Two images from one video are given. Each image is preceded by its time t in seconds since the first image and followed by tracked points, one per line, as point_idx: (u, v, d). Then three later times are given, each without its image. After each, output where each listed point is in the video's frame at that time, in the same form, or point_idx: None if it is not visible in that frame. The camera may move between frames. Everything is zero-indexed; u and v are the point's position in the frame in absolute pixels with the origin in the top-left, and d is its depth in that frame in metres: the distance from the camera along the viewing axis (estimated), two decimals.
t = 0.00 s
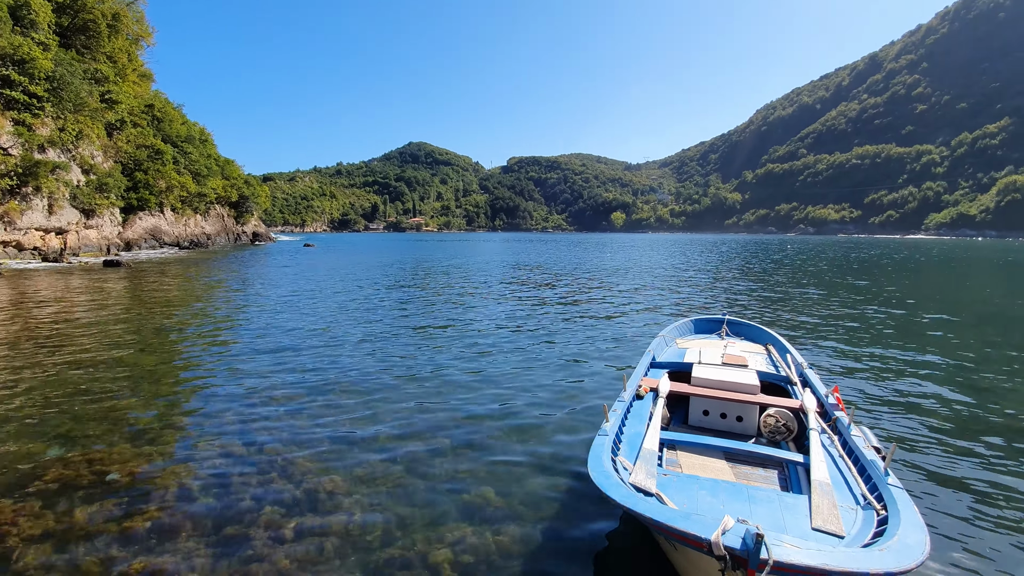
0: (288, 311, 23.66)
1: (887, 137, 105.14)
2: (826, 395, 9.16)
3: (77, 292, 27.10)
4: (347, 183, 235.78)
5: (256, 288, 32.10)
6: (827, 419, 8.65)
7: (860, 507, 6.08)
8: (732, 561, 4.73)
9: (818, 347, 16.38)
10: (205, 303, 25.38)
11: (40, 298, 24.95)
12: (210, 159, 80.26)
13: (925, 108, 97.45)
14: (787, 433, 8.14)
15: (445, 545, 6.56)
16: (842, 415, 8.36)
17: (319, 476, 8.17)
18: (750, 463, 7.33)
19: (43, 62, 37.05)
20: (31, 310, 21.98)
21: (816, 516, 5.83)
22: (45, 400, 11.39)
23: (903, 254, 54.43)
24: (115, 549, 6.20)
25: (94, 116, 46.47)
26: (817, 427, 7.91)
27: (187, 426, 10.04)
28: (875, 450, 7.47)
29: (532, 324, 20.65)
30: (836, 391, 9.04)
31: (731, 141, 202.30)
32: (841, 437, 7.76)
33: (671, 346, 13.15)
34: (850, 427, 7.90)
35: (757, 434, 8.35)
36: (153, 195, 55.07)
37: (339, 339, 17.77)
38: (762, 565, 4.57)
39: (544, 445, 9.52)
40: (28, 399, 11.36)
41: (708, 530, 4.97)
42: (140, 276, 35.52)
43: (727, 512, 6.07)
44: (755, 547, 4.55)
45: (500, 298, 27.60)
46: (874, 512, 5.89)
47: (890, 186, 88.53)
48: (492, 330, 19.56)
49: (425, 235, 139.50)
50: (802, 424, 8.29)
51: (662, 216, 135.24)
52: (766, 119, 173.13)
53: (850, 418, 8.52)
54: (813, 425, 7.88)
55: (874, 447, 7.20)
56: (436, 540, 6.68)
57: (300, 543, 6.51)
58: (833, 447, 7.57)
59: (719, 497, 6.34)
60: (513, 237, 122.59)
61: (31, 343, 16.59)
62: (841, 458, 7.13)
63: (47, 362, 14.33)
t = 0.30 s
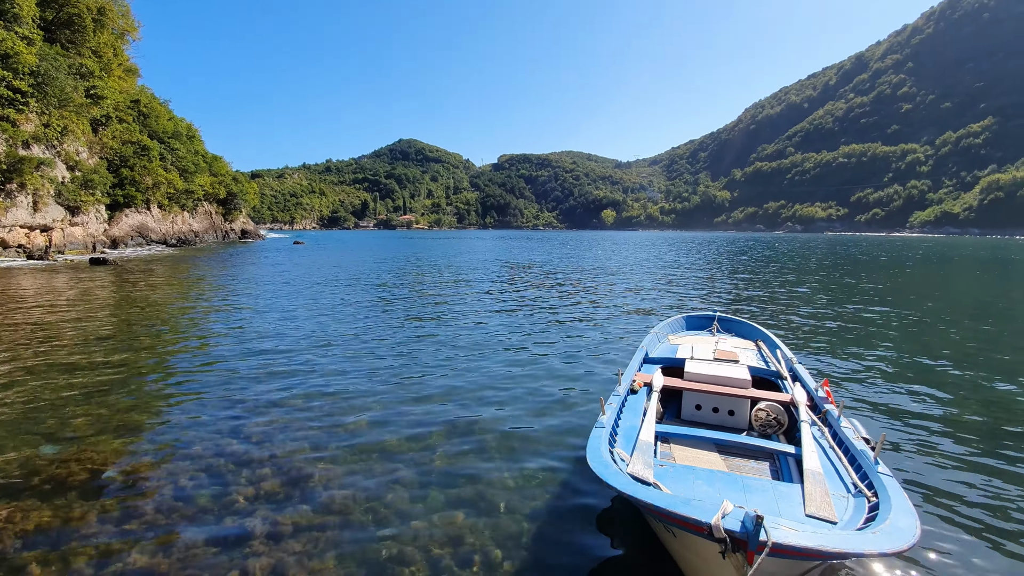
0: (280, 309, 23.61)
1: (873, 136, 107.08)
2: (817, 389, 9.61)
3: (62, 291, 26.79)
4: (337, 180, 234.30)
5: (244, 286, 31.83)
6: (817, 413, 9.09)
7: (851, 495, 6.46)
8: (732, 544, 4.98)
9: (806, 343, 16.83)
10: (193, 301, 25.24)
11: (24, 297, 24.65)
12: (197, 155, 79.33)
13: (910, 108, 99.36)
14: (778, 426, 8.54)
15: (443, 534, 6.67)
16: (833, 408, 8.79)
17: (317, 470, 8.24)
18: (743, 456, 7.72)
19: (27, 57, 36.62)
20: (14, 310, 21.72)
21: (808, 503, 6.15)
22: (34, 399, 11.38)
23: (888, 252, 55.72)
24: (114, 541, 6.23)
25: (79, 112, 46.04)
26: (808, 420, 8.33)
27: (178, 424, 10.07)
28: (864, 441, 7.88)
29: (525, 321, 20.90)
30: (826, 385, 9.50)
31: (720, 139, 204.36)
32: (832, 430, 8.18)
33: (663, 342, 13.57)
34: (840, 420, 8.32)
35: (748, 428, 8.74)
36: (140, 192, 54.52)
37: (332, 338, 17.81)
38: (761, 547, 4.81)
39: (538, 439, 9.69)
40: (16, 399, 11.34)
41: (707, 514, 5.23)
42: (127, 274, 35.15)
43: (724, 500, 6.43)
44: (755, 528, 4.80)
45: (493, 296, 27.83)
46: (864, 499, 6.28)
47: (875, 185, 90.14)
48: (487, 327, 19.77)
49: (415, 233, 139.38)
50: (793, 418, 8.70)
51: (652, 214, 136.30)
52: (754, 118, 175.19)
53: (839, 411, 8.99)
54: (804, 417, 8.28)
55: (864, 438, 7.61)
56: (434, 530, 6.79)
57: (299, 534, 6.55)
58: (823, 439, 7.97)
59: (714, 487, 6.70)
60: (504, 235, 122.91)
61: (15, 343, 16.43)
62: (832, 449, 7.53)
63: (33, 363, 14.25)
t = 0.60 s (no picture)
0: (268, 309, 23.53)
1: (857, 136, 109.23)
2: (803, 382, 10.27)
3: (41, 291, 26.30)
4: (325, 177, 232.59)
5: (232, 284, 31.64)
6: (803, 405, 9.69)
7: (837, 482, 6.92)
8: (725, 527, 5.10)
9: (790, 341, 17.35)
10: (178, 301, 25.01)
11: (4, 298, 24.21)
12: (181, 151, 78.05)
13: (894, 108, 101.55)
14: (765, 419, 9.05)
15: (437, 530, 6.75)
16: (817, 399, 9.37)
17: (310, 467, 8.28)
18: (732, 448, 8.19)
19: (9, 52, 36.24)
20: None
21: (797, 491, 6.53)
22: (19, 401, 11.29)
23: (872, 250, 57.10)
24: (108, 542, 6.21)
25: (60, 107, 45.47)
26: (794, 411, 8.87)
27: (171, 422, 10.12)
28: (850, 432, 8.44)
29: (517, 320, 21.20)
30: (812, 378, 10.14)
31: (707, 138, 206.73)
32: (817, 422, 8.75)
33: (653, 339, 14.12)
34: (826, 411, 8.87)
35: (736, 421, 9.25)
36: (123, 188, 53.77)
37: (324, 338, 17.86)
38: (752, 529, 4.95)
39: (531, 434, 9.82)
40: None
41: (700, 500, 5.33)
42: (111, 273, 34.62)
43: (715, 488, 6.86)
44: (748, 512, 4.91)
45: (483, 294, 28.08)
46: (851, 486, 6.73)
47: (860, 183, 92.03)
48: (478, 326, 20.00)
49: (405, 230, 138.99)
50: (779, 410, 9.26)
51: (641, 212, 137.41)
52: (741, 117, 177.57)
53: (823, 403, 9.59)
54: (791, 409, 8.80)
55: (848, 429, 8.18)
56: (429, 526, 6.86)
57: (294, 532, 6.59)
58: (810, 431, 8.47)
59: (705, 477, 7.05)
60: (495, 233, 123.17)
61: None
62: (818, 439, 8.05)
63: (14, 365, 14.07)
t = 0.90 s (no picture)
0: (256, 309, 23.39)
1: (840, 136, 111.47)
2: (788, 376, 10.92)
3: (20, 292, 25.82)
4: (311, 175, 230.67)
5: (217, 284, 31.31)
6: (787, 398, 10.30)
7: (822, 473, 7.29)
8: (714, 518, 5.14)
9: (774, 339, 17.74)
10: (162, 301, 24.69)
11: None
12: (164, 149, 77.71)
13: (875, 109, 103.90)
14: (751, 414, 9.69)
15: (429, 525, 6.71)
16: (802, 393, 9.95)
17: (298, 464, 8.17)
18: (720, 442, 8.74)
19: None
20: None
21: (783, 482, 6.91)
22: None
23: (854, 248, 58.49)
24: (88, 539, 6.08)
25: (40, 103, 45.05)
26: (778, 405, 9.44)
27: (154, 421, 9.93)
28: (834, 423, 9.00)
29: (507, 319, 21.38)
30: (797, 372, 10.76)
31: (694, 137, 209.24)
32: (802, 414, 9.36)
33: (640, 336, 14.78)
34: (810, 405, 9.45)
35: (724, 415, 9.87)
36: (105, 186, 53.05)
37: (313, 338, 17.81)
38: (741, 519, 5.00)
39: (521, 431, 9.84)
40: None
41: (690, 492, 5.37)
42: (93, 272, 34.13)
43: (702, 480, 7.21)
44: (735, 502, 4.97)
45: (473, 293, 28.24)
46: (835, 476, 7.10)
47: (843, 183, 94.01)
48: (469, 326, 20.14)
49: (393, 228, 138.62)
50: (763, 405, 9.87)
51: (629, 211, 138.52)
52: (728, 117, 180.04)
53: (806, 396, 10.22)
54: (775, 404, 9.37)
55: (831, 420, 8.71)
56: (419, 521, 6.82)
57: (279, 529, 6.49)
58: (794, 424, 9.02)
59: (694, 469, 7.43)
60: (484, 231, 123.51)
61: None
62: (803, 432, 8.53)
63: None
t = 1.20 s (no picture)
0: (242, 308, 23.33)
1: (824, 136, 113.44)
2: (772, 372, 11.40)
3: None
4: (297, 173, 228.33)
5: (203, 283, 31.15)
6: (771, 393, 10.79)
7: (807, 467, 7.69)
8: (702, 511, 5.29)
9: (756, 336, 18.20)
10: (144, 301, 24.50)
11: None
12: (147, 146, 77.02)
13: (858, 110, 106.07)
14: (737, 409, 10.13)
15: (417, 522, 6.83)
16: (786, 388, 10.44)
17: (288, 465, 8.22)
18: (706, 438, 9.15)
19: None
20: None
21: (769, 475, 7.24)
22: None
23: (836, 246, 59.73)
24: (77, 540, 6.09)
25: (19, 99, 44.41)
26: (764, 401, 9.89)
27: (133, 424, 9.88)
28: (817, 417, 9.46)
29: (494, 318, 21.58)
30: (780, 367, 11.27)
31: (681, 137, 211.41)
32: (787, 409, 9.83)
33: (628, 334, 15.19)
34: (794, 399, 9.91)
35: (710, 411, 10.31)
36: (86, 183, 52.24)
37: (301, 338, 17.82)
38: (730, 512, 5.15)
39: (509, 430, 9.99)
40: None
41: (678, 486, 5.52)
42: (74, 271, 33.77)
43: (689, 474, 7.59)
44: (724, 494, 5.11)
45: (461, 292, 28.38)
46: (819, 470, 7.49)
47: (827, 182, 95.86)
48: (457, 325, 20.29)
49: (381, 227, 137.96)
50: (749, 401, 10.32)
51: (617, 209, 139.30)
52: (714, 117, 182.18)
53: (791, 390, 10.69)
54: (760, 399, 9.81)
55: (815, 415, 9.16)
56: (407, 517, 6.94)
57: (266, 528, 6.56)
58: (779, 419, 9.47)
59: (681, 464, 7.81)
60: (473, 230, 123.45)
61: None
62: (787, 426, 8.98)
63: None
